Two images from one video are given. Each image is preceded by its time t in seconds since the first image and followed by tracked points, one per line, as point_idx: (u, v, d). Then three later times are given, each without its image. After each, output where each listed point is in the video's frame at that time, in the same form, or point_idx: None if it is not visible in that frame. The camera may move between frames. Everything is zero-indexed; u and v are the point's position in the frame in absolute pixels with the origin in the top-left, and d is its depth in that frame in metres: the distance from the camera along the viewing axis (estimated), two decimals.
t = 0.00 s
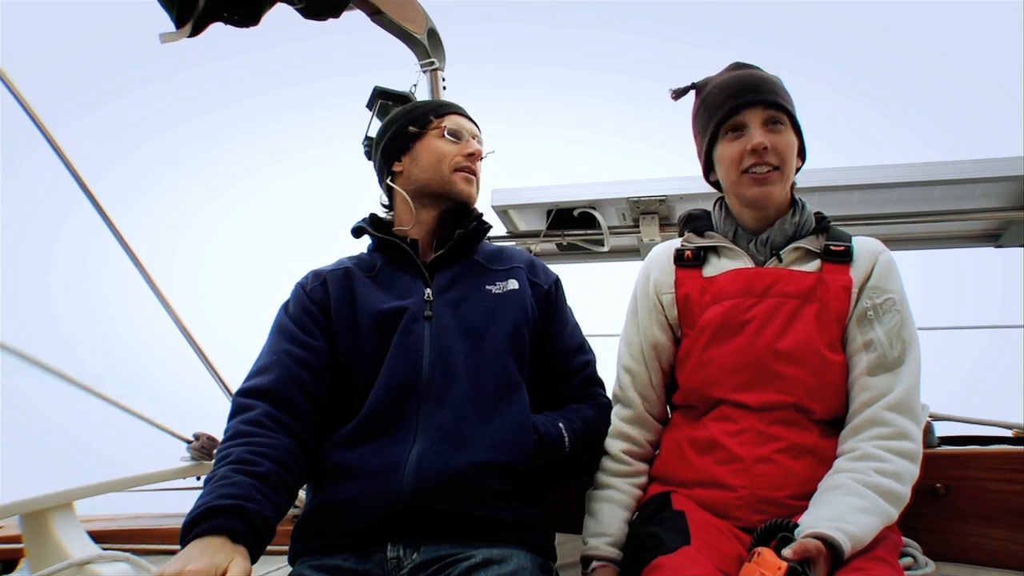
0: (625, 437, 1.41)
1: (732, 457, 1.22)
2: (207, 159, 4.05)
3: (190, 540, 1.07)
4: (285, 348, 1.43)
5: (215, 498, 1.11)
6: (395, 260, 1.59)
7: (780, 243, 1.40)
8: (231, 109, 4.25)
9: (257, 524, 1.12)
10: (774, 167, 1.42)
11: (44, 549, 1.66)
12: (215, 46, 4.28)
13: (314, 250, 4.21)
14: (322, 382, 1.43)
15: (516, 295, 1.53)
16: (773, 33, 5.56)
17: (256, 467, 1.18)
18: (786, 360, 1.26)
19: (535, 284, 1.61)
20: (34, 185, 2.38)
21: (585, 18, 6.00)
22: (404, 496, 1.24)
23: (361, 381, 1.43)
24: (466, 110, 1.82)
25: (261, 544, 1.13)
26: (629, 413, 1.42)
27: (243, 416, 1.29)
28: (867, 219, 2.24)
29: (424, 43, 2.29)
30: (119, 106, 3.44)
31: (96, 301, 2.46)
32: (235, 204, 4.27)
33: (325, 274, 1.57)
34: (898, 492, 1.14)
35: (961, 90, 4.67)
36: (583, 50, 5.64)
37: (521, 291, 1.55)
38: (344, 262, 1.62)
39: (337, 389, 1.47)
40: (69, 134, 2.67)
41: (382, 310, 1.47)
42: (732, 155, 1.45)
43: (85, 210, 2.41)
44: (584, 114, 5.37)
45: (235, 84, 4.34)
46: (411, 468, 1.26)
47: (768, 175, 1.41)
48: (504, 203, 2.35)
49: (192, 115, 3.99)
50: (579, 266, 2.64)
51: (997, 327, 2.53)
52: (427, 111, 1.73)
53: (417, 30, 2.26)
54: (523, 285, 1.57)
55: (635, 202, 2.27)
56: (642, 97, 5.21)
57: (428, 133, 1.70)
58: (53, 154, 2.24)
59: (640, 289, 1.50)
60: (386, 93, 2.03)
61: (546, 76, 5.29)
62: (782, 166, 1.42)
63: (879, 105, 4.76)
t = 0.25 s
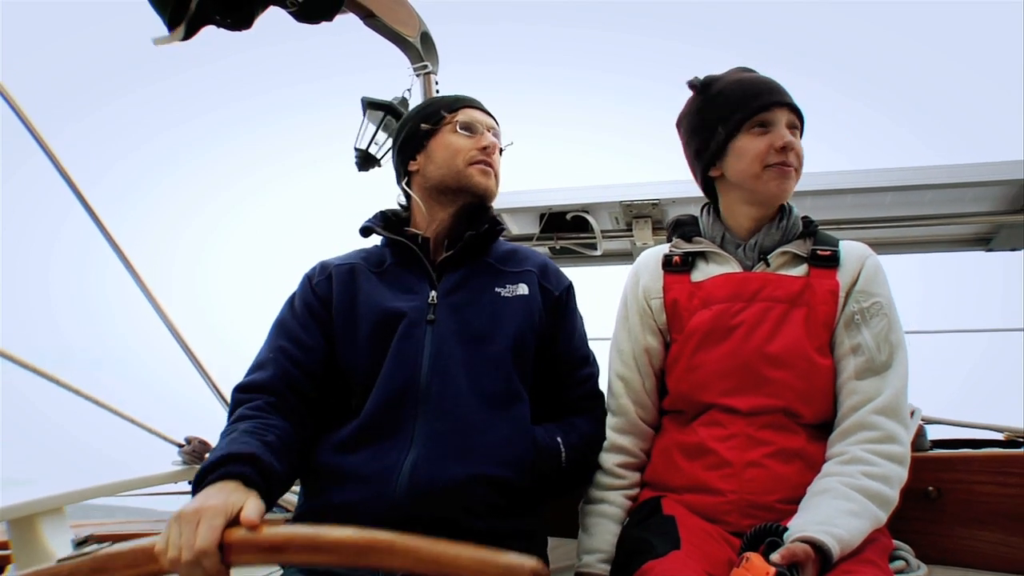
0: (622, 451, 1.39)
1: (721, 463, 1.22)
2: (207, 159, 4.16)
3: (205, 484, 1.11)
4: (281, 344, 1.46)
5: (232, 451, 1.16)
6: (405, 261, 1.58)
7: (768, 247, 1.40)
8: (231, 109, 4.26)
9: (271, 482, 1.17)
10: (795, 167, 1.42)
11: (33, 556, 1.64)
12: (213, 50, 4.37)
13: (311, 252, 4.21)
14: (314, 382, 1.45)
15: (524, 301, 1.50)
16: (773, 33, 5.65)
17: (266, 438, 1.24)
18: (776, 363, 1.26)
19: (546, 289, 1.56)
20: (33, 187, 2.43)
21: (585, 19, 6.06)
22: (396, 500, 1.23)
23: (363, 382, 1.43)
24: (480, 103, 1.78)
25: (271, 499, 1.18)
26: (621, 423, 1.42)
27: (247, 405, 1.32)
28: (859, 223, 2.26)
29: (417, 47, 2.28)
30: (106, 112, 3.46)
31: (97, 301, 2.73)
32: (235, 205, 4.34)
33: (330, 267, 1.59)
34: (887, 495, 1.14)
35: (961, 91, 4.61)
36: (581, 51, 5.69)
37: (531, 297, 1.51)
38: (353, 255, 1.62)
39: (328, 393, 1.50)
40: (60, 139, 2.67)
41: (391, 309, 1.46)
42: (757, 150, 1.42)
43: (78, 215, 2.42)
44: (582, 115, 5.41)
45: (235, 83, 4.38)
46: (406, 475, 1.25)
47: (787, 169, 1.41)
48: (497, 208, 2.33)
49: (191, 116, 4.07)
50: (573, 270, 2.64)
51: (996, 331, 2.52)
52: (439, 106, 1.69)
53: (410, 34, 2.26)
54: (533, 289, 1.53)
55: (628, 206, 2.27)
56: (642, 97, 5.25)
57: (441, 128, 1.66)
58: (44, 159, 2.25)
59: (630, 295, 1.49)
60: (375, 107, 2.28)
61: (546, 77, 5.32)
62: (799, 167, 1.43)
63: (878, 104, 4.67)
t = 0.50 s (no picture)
0: (620, 453, 1.39)
1: (712, 460, 1.22)
2: (207, 159, 4.16)
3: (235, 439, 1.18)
4: (288, 340, 1.48)
5: (255, 408, 1.27)
6: (412, 264, 1.57)
7: (752, 245, 1.40)
8: (231, 109, 4.25)
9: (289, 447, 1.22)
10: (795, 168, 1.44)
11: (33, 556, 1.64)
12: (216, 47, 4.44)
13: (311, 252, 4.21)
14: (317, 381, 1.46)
15: (530, 303, 1.49)
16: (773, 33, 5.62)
17: (281, 413, 1.28)
18: (765, 360, 1.26)
19: (553, 293, 1.54)
20: (34, 186, 2.44)
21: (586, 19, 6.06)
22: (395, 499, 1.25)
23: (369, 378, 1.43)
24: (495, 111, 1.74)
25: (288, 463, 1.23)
26: (616, 425, 1.42)
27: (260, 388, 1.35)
28: (857, 222, 2.26)
29: (416, 46, 2.29)
30: (105, 111, 3.47)
31: (97, 301, 2.72)
32: (235, 205, 4.27)
33: (339, 268, 1.60)
34: (877, 488, 1.14)
35: (961, 90, 4.62)
36: (582, 51, 5.70)
37: (537, 299, 1.50)
38: (364, 256, 1.62)
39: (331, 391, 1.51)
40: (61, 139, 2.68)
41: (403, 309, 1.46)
42: (765, 147, 1.42)
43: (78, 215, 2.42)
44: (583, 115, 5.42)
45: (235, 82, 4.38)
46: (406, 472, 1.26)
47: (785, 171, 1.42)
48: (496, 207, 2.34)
49: (190, 116, 4.15)
50: (573, 269, 2.64)
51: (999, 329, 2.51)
52: (448, 118, 1.66)
53: (409, 32, 2.26)
54: (539, 291, 1.51)
55: (628, 205, 2.27)
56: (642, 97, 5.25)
57: (451, 142, 1.63)
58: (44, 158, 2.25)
59: (618, 296, 1.50)
60: (374, 107, 2.28)
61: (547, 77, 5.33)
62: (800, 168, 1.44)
63: (879, 104, 4.70)
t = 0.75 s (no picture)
0: (615, 452, 1.39)
1: (707, 459, 1.23)
2: (207, 159, 4.15)
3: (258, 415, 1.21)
4: (283, 343, 1.48)
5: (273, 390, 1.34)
6: (405, 264, 1.57)
7: (740, 242, 1.40)
8: (231, 109, 4.25)
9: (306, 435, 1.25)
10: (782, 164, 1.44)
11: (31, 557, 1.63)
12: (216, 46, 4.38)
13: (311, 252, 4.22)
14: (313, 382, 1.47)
15: (523, 301, 1.49)
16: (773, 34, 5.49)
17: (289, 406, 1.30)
18: (756, 357, 1.26)
19: (546, 292, 1.53)
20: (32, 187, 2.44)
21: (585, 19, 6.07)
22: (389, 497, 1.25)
23: (365, 376, 1.44)
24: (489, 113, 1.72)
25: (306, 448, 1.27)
26: (612, 424, 1.41)
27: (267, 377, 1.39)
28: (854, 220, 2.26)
29: (413, 45, 2.29)
30: (105, 111, 3.50)
31: (97, 301, 2.73)
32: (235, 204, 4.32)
33: (334, 270, 1.60)
34: (870, 483, 1.14)
35: (961, 91, 4.70)
36: (582, 50, 5.70)
37: (530, 298, 1.50)
38: (359, 258, 1.62)
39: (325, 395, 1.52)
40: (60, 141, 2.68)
41: (395, 305, 1.47)
42: (750, 144, 1.42)
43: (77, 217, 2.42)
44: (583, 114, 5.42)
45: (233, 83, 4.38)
46: (404, 471, 1.26)
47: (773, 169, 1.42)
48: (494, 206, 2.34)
49: (190, 116, 4.11)
50: (571, 269, 2.65)
51: (997, 327, 2.52)
52: (440, 123, 1.64)
53: (406, 32, 2.26)
54: (533, 290, 1.51)
55: (625, 204, 2.27)
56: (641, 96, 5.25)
57: (444, 149, 1.62)
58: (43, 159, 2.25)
59: (610, 296, 1.49)
60: (372, 106, 2.28)
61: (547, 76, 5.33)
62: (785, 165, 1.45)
63: (879, 104, 4.79)
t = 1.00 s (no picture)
0: (618, 451, 1.38)
1: (711, 458, 1.22)
2: (207, 159, 4.16)
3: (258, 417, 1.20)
4: (287, 346, 1.48)
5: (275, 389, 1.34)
6: (408, 265, 1.57)
7: (743, 241, 1.40)
8: (231, 109, 4.25)
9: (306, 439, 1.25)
10: (772, 162, 1.44)
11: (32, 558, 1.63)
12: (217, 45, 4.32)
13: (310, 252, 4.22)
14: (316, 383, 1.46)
15: (526, 302, 1.50)
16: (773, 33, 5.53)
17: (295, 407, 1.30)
18: (760, 356, 1.26)
19: (549, 292, 1.53)
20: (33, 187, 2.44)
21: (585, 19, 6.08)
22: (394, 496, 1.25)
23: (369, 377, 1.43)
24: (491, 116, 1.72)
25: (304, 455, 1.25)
26: (616, 425, 1.40)
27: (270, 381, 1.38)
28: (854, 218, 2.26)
29: (413, 45, 2.29)
30: (105, 112, 3.50)
31: (97, 301, 2.75)
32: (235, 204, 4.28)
33: (337, 274, 1.60)
34: (875, 481, 1.14)
35: (961, 91, 4.70)
36: (583, 50, 5.71)
37: (533, 298, 1.51)
38: (362, 262, 1.62)
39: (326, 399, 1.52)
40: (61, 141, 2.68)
41: (398, 307, 1.48)
42: (738, 142, 1.42)
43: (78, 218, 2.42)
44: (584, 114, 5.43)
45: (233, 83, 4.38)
46: (409, 471, 1.26)
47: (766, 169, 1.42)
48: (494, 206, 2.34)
49: (191, 116, 4.09)
50: (571, 268, 2.64)
51: (997, 325, 2.52)
52: (441, 128, 1.64)
53: (405, 32, 2.26)
54: (536, 291, 1.52)
55: (625, 203, 2.27)
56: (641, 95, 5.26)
57: (446, 153, 1.62)
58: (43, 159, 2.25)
59: (612, 296, 1.49)
60: (371, 107, 2.28)
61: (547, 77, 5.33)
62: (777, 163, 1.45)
63: (879, 103, 4.80)
